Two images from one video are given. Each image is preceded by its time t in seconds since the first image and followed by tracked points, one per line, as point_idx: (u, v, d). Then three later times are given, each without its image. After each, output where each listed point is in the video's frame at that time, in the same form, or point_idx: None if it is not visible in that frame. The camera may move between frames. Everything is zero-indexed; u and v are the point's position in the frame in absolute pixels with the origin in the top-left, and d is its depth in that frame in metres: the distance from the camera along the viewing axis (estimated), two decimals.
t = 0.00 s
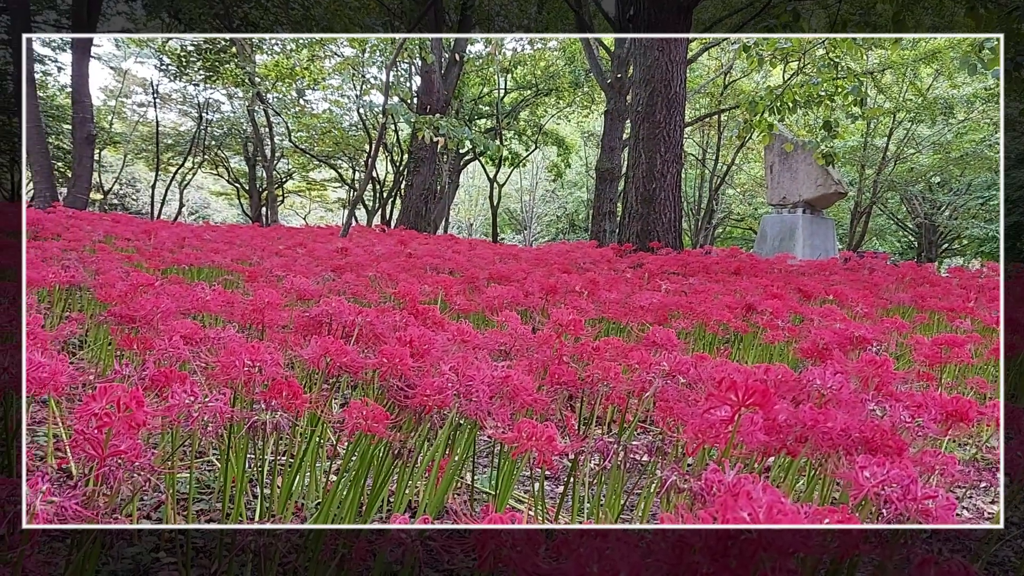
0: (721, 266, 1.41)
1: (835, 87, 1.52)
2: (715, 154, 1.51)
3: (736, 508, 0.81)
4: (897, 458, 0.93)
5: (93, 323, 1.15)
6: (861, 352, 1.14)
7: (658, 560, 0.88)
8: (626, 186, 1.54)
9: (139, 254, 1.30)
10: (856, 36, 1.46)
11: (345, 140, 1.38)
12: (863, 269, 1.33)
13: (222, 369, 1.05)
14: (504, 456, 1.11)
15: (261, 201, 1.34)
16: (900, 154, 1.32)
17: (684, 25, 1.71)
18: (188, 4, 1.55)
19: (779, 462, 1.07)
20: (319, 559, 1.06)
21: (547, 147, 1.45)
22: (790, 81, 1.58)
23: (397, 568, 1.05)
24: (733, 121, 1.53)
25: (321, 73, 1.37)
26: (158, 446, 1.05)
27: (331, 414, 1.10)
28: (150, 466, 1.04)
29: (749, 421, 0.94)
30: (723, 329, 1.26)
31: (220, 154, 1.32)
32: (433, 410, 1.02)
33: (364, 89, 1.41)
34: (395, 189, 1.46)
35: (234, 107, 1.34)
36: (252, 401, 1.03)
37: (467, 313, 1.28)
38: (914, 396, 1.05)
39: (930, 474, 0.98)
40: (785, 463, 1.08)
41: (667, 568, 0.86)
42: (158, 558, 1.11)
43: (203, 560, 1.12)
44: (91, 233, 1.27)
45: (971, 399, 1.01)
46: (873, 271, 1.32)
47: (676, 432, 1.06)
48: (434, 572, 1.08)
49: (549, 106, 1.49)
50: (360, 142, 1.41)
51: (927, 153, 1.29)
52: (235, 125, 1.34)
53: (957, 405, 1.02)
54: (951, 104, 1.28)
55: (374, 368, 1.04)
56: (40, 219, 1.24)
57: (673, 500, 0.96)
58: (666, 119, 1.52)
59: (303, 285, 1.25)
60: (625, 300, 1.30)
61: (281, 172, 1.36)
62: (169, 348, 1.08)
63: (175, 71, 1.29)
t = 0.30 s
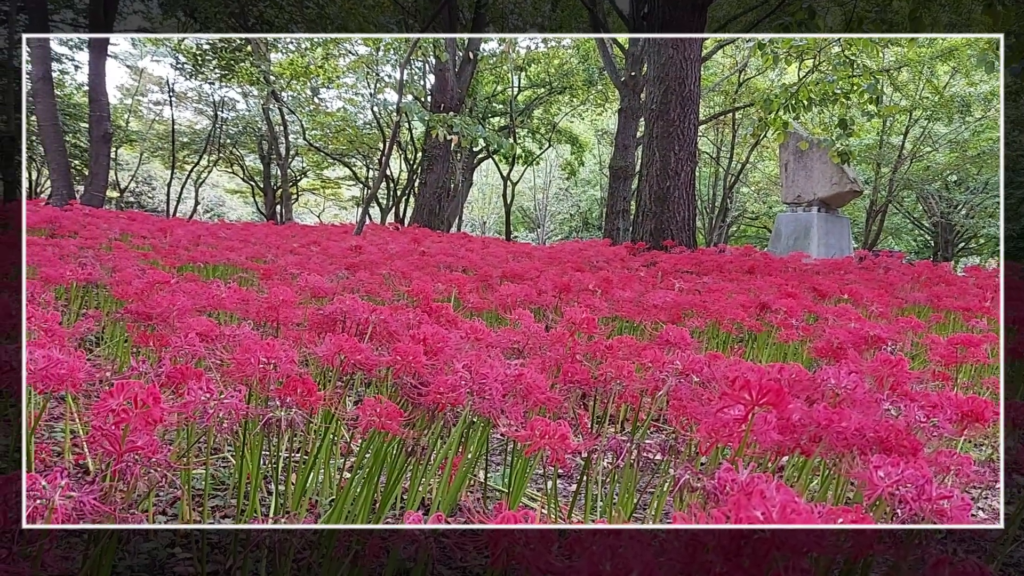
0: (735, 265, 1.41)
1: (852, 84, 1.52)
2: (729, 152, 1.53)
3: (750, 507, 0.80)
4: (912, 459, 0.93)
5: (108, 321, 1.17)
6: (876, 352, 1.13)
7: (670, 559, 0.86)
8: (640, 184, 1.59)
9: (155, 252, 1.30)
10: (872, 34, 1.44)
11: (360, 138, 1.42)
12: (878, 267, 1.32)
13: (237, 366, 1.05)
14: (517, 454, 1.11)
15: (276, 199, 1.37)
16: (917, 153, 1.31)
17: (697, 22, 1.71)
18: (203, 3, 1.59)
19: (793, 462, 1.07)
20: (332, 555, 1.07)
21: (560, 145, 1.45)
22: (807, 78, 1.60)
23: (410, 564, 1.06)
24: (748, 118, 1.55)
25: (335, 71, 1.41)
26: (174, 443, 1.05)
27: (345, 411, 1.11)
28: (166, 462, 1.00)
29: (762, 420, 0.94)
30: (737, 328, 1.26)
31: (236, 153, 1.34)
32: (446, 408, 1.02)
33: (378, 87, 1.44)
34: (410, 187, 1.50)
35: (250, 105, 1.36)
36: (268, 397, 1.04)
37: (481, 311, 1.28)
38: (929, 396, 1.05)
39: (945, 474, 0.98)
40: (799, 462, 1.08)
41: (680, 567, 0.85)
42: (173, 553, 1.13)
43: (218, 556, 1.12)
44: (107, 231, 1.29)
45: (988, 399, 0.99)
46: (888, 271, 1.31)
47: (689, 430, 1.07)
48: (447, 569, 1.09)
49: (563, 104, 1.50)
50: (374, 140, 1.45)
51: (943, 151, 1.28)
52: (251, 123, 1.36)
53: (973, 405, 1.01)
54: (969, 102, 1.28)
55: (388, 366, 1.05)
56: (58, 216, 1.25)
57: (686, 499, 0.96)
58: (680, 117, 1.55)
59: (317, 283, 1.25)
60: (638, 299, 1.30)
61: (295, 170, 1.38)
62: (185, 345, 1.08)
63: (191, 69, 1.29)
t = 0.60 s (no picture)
0: (744, 264, 1.41)
1: (863, 82, 1.44)
2: (739, 150, 1.51)
3: (756, 506, 0.80)
4: (920, 458, 0.93)
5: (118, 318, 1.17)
6: (885, 352, 1.13)
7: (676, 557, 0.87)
8: (649, 183, 1.54)
9: (165, 249, 1.32)
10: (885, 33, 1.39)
11: (370, 136, 1.42)
12: (889, 266, 1.33)
13: (246, 363, 1.05)
14: (525, 452, 1.12)
15: (286, 196, 1.37)
16: (928, 152, 1.32)
17: (709, 20, 1.69)
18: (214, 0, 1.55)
19: (801, 461, 1.07)
20: (341, 551, 1.06)
21: (569, 143, 1.45)
22: (817, 76, 1.51)
23: (417, 561, 1.06)
24: (758, 117, 1.49)
25: (345, 69, 1.39)
26: (185, 439, 1.06)
27: (353, 408, 1.10)
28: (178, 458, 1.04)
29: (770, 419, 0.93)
30: (745, 327, 1.27)
31: (246, 150, 1.34)
32: (455, 405, 1.02)
33: (388, 85, 1.44)
34: (419, 185, 1.52)
35: (260, 103, 1.35)
36: (277, 394, 1.06)
37: (489, 309, 1.28)
38: (937, 396, 1.04)
39: (953, 474, 0.97)
40: (807, 462, 1.08)
41: (686, 566, 0.85)
42: (183, 548, 1.13)
43: (226, 551, 1.12)
44: (118, 228, 1.29)
45: (997, 399, 1.00)
46: (898, 270, 1.32)
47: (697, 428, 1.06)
48: (454, 565, 1.09)
49: (572, 102, 1.48)
50: (383, 138, 1.46)
51: (955, 150, 1.28)
52: (261, 121, 1.36)
53: (981, 404, 1.02)
54: (980, 101, 1.30)
55: (397, 363, 1.05)
56: (70, 214, 1.26)
57: (694, 497, 0.95)
58: (690, 115, 1.52)
59: (326, 281, 1.27)
60: (647, 297, 1.30)
61: (305, 168, 1.38)
62: (196, 341, 1.09)
63: (202, 67, 1.29)
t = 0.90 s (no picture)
0: (752, 265, 1.42)
1: (872, 83, 1.48)
2: (748, 151, 1.59)
3: (764, 506, 0.80)
4: (928, 460, 0.92)
5: (128, 315, 1.18)
6: (894, 353, 1.12)
7: (683, 557, 0.86)
8: (657, 183, 1.56)
9: (175, 247, 1.32)
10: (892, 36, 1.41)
11: (377, 136, 1.43)
12: (897, 268, 1.34)
13: (254, 361, 1.05)
14: (532, 452, 1.12)
15: (294, 195, 1.38)
16: (937, 153, 1.32)
17: (717, 19, 1.69)
18: None
19: (808, 462, 1.07)
20: (349, 549, 1.07)
21: (577, 143, 1.45)
22: (826, 78, 1.55)
23: (425, 559, 1.07)
24: (767, 118, 1.57)
25: (354, 68, 1.40)
26: (193, 436, 1.08)
27: (361, 406, 1.11)
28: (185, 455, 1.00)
29: (777, 420, 0.93)
30: (753, 328, 1.27)
31: (255, 149, 1.34)
32: (462, 404, 1.02)
33: (397, 84, 1.45)
34: (428, 184, 1.56)
35: (268, 102, 1.36)
36: (285, 392, 1.06)
37: (497, 309, 1.28)
38: (946, 398, 1.04)
39: (962, 476, 0.97)
40: (814, 463, 1.07)
41: (693, 565, 0.85)
42: (191, 545, 1.14)
43: (235, 548, 1.14)
44: (128, 226, 1.28)
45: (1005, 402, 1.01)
46: (907, 271, 1.32)
47: (704, 429, 1.06)
48: (461, 564, 1.10)
49: (580, 103, 1.49)
50: (392, 138, 1.48)
51: (965, 151, 1.27)
52: (269, 120, 1.36)
53: (989, 407, 1.02)
54: (991, 102, 1.26)
55: (405, 362, 1.05)
56: (79, 211, 1.26)
57: (701, 497, 0.95)
58: (697, 117, 1.55)
59: (335, 280, 1.26)
60: (655, 297, 1.30)
61: (314, 167, 1.40)
62: (204, 340, 1.10)
63: (211, 66, 1.30)
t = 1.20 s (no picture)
0: (771, 264, 1.41)
1: (892, 81, 1.44)
2: (765, 150, 1.49)
3: (780, 507, 0.79)
4: (946, 461, 0.92)
5: (147, 311, 1.18)
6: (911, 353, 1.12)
7: (699, 555, 0.87)
8: (674, 181, 1.53)
9: (193, 244, 1.34)
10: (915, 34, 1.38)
11: (394, 134, 1.43)
12: (917, 267, 1.35)
13: (272, 358, 1.06)
14: (547, 450, 1.11)
15: (311, 193, 1.37)
16: (958, 152, 1.33)
17: (735, 17, 1.70)
18: None
19: (827, 463, 1.05)
20: (364, 545, 1.08)
21: (594, 142, 1.45)
22: (846, 75, 1.51)
23: (441, 557, 1.07)
24: (785, 117, 1.49)
25: (372, 67, 1.39)
26: (210, 433, 1.06)
27: (377, 404, 1.10)
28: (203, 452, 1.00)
29: (794, 420, 0.93)
30: (771, 327, 1.27)
31: (273, 147, 1.33)
32: (477, 403, 1.02)
33: (414, 83, 1.44)
34: (444, 183, 1.49)
35: (287, 100, 1.35)
36: (302, 389, 1.05)
37: (513, 307, 1.32)
38: (964, 398, 1.05)
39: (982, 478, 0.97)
40: (833, 464, 1.05)
41: (708, 564, 0.87)
42: (208, 540, 1.13)
43: (251, 544, 1.14)
44: (147, 223, 1.30)
45: None
46: (927, 271, 1.33)
47: (721, 428, 1.06)
48: (476, 563, 1.09)
49: (598, 100, 1.45)
50: (409, 136, 1.46)
51: (986, 150, 1.30)
52: (287, 118, 1.35)
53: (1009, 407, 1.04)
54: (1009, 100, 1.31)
55: (420, 360, 1.06)
56: (100, 209, 1.31)
57: (718, 497, 0.94)
58: (716, 115, 1.51)
59: (351, 278, 1.29)
60: (671, 296, 1.31)
61: (331, 165, 1.38)
62: (223, 336, 1.10)
63: (230, 65, 1.32)
